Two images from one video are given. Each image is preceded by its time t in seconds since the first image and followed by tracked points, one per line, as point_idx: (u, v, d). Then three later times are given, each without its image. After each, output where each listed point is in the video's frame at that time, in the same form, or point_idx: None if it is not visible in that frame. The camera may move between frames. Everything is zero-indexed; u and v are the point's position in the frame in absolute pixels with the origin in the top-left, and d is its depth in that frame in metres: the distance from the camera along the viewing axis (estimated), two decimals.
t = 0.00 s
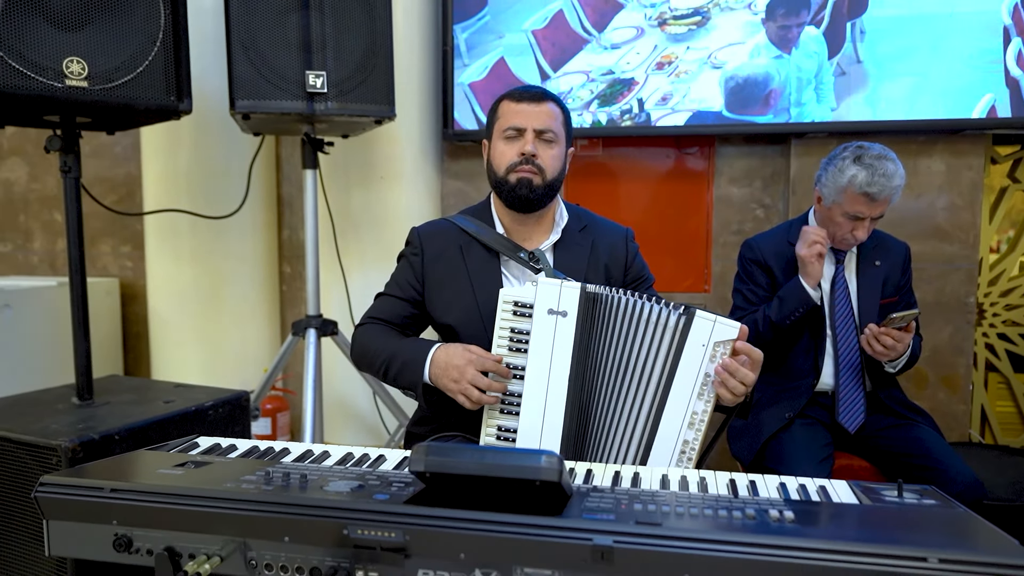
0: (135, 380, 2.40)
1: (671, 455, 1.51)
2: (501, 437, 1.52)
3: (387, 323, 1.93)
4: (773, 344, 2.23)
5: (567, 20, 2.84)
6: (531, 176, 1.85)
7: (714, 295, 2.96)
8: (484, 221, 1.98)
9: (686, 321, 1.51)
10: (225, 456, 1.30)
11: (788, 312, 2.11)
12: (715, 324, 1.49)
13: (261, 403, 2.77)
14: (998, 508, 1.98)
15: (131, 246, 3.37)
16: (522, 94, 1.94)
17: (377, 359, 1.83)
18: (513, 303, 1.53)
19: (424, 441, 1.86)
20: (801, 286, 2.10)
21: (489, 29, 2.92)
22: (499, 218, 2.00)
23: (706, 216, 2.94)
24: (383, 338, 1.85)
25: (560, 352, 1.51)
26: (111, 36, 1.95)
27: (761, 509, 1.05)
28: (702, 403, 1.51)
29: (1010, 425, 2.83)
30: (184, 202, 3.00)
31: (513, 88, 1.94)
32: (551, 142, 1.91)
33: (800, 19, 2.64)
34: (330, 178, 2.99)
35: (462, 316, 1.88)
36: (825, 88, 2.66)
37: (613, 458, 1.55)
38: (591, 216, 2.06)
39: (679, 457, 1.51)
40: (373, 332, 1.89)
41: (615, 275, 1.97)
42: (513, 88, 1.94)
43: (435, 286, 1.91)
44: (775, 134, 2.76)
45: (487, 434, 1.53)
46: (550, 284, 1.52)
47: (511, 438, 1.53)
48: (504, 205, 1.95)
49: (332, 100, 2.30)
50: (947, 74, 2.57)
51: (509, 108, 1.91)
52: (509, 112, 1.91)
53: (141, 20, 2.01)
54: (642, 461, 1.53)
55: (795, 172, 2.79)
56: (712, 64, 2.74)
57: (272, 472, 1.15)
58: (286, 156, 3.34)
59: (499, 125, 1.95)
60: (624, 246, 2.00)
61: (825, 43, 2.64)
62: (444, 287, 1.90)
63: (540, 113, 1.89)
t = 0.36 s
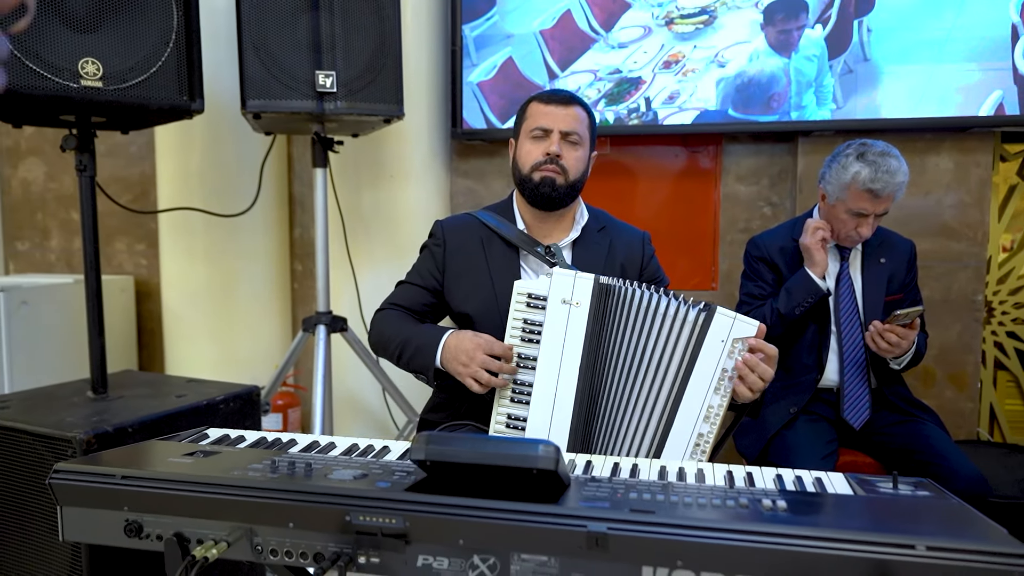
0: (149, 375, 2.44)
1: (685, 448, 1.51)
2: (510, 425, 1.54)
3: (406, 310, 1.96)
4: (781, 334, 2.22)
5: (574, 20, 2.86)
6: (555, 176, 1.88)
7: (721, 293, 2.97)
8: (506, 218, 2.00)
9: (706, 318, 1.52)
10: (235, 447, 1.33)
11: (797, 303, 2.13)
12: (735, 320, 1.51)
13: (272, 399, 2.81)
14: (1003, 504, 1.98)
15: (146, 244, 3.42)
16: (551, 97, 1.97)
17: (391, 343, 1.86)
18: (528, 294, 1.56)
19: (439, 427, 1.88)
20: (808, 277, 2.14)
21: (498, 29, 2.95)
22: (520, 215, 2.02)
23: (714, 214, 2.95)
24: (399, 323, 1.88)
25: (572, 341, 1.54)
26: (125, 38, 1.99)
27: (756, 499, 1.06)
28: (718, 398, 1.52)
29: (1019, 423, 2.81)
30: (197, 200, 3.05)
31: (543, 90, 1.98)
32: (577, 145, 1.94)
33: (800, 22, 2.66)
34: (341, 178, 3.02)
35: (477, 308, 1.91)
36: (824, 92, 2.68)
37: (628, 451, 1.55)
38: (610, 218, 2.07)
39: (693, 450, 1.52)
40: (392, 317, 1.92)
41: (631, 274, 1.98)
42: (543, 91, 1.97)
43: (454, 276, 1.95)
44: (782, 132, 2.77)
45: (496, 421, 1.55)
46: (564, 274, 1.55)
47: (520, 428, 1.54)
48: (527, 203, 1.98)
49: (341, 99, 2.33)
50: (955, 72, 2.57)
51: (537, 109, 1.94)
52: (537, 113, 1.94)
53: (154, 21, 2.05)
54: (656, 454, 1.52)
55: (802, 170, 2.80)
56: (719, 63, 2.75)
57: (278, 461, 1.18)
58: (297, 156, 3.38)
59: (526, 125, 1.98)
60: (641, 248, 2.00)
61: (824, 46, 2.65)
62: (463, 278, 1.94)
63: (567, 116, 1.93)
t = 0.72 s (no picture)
0: (158, 371, 2.48)
1: (690, 439, 1.51)
2: (508, 418, 1.54)
3: (415, 305, 1.98)
4: (785, 330, 2.21)
5: (580, 18, 2.88)
6: (561, 175, 1.89)
7: (727, 291, 2.97)
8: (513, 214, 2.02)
9: (706, 311, 1.54)
10: (236, 438, 1.35)
11: (801, 302, 2.13)
12: (736, 313, 1.52)
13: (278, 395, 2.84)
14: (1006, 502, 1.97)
15: (157, 242, 3.47)
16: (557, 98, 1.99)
17: (398, 335, 1.88)
18: (528, 290, 1.57)
19: (442, 418, 1.90)
20: (812, 275, 2.14)
21: (503, 28, 2.96)
22: (528, 214, 2.03)
23: (720, 212, 2.95)
24: (408, 316, 1.90)
25: (570, 334, 1.54)
26: (133, 38, 2.02)
27: (744, 491, 1.07)
28: (722, 390, 1.53)
29: None
30: (206, 199, 3.09)
31: (549, 92, 1.99)
32: (583, 146, 1.95)
33: (797, 23, 2.66)
34: (347, 173, 3.03)
35: (476, 305, 1.93)
36: (824, 93, 2.67)
37: (633, 444, 1.56)
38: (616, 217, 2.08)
39: (698, 442, 1.52)
40: (402, 312, 1.94)
41: (634, 274, 1.98)
42: (549, 92, 1.99)
43: (463, 270, 1.97)
44: (788, 130, 2.76)
45: (494, 414, 1.55)
46: (563, 268, 1.56)
47: (517, 421, 1.54)
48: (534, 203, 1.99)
49: (347, 98, 2.36)
50: (961, 69, 2.56)
51: (544, 110, 1.96)
52: (544, 114, 1.96)
53: (162, 21, 2.08)
54: (661, 447, 1.53)
55: (807, 168, 2.79)
56: (724, 60, 2.75)
57: (277, 452, 1.20)
58: (306, 155, 3.42)
59: (533, 126, 1.99)
60: (645, 246, 2.01)
61: (824, 47, 2.66)
62: (471, 272, 1.96)
63: (573, 117, 1.94)
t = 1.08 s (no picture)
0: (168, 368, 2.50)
1: (698, 441, 1.50)
2: (509, 415, 1.55)
3: (416, 305, 1.99)
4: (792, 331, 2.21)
5: (587, 18, 2.88)
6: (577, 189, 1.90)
7: (735, 290, 2.96)
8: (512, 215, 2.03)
9: (717, 314, 1.52)
10: (239, 435, 1.37)
11: (808, 303, 2.12)
12: (747, 317, 1.51)
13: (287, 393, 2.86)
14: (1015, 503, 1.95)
15: (169, 241, 3.50)
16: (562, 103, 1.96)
17: (397, 337, 1.89)
18: (529, 289, 1.57)
19: (444, 417, 1.90)
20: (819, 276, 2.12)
21: (511, 28, 2.97)
22: (528, 215, 2.04)
23: (728, 211, 2.94)
24: (408, 316, 1.91)
25: (571, 331, 1.54)
26: (143, 39, 2.05)
27: (741, 488, 1.07)
28: (731, 391, 1.51)
29: None
30: (217, 197, 3.12)
31: (555, 96, 1.96)
32: (592, 154, 1.95)
33: (804, 23, 2.66)
34: (355, 171, 3.06)
35: (480, 304, 1.94)
36: (832, 92, 2.66)
37: (641, 444, 1.55)
38: (615, 216, 2.07)
39: (706, 444, 1.50)
40: (405, 312, 1.95)
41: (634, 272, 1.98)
42: (555, 97, 1.96)
43: (464, 270, 1.98)
44: (797, 129, 2.75)
45: (496, 411, 1.57)
46: (563, 266, 1.56)
47: (519, 419, 1.56)
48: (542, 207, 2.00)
49: (354, 98, 2.37)
50: (971, 67, 2.54)
51: (553, 118, 1.93)
52: (554, 123, 1.93)
53: (171, 22, 2.10)
54: (669, 448, 1.52)
55: (816, 167, 2.78)
56: (732, 59, 2.74)
57: (278, 448, 1.21)
58: (315, 154, 3.44)
59: (542, 133, 1.97)
60: (646, 245, 2.00)
61: (830, 46, 2.64)
62: (472, 271, 1.97)
63: (584, 125, 1.93)
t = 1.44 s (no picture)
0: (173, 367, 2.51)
1: (710, 446, 1.48)
2: (511, 414, 1.54)
3: (415, 302, 1.99)
4: (800, 331, 2.18)
5: (593, 15, 2.86)
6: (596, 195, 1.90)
7: (742, 290, 2.94)
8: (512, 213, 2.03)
9: (732, 319, 1.50)
10: (238, 434, 1.37)
11: (815, 302, 2.09)
12: (763, 323, 1.48)
13: (292, 392, 2.86)
14: None
15: (177, 240, 3.51)
16: (566, 106, 1.94)
17: (397, 334, 1.88)
18: (531, 287, 1.56)
19: (446, 417, 1.90)
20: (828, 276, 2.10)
21: (517, 26, 2.96)
22: (529, 212, 2.04)
23: (734, 210, 2.92)
24: (407, 314, 1.91)
25: (572, 329, 1.53)
26: (147, 38, 2.05)
27: (741, 489, 1.05)
28: (744, 398, 1.49)
29: None
30: (224, 196, 3.13)
31: (559, 100, 1.94)
32: (601, 156, 1.96)
33: (812, 18, 2.63)
34: (361, 170, 3.05)
35: (483, 303, 1.93)
36: (840, 89, 2.64)
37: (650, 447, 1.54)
38: (617, 213, 2.05)
39: (718, 449, 1.48)
40: (402, 310, 1.94)
41: (636, 269, 1.96)
42: (559, 101, 1.94)
43: (463, 268, 1.97)
44: (805, 127, 2.73)
45: (498, 411, 1.56)
46: (565, 264, 1.55)
47: (520, 418, 1.54)
48: (552, 213, 1.98)
49: (359, 96, 2.37)
50: (982, 63, 2.51)
51: (563, 124, 1.91)
52: (564, 128, 1.91)
53: (175, 21, 2.10)
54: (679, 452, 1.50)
55: (824, 165, 2.75)
56: (739, 57, 2.72)
57: (275, 447, 1.21)
58: (322, 153, 3.44)
59: (551, 139, 1.94)
60: (648, 241, 1.99)
61: (838, 42, 2.62)
62: (471, 270, 1.96)
63: (593, 128, 1.93)
